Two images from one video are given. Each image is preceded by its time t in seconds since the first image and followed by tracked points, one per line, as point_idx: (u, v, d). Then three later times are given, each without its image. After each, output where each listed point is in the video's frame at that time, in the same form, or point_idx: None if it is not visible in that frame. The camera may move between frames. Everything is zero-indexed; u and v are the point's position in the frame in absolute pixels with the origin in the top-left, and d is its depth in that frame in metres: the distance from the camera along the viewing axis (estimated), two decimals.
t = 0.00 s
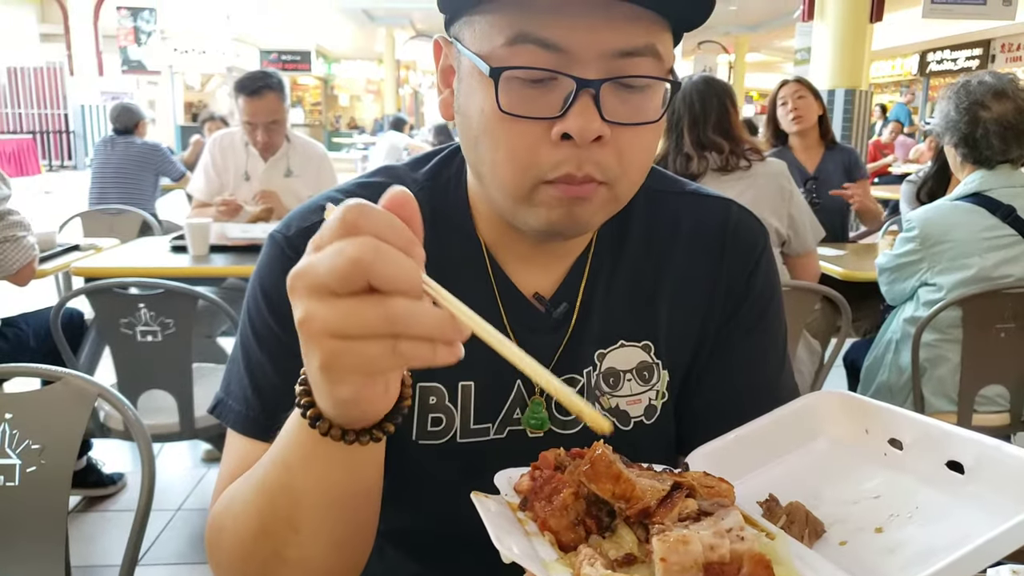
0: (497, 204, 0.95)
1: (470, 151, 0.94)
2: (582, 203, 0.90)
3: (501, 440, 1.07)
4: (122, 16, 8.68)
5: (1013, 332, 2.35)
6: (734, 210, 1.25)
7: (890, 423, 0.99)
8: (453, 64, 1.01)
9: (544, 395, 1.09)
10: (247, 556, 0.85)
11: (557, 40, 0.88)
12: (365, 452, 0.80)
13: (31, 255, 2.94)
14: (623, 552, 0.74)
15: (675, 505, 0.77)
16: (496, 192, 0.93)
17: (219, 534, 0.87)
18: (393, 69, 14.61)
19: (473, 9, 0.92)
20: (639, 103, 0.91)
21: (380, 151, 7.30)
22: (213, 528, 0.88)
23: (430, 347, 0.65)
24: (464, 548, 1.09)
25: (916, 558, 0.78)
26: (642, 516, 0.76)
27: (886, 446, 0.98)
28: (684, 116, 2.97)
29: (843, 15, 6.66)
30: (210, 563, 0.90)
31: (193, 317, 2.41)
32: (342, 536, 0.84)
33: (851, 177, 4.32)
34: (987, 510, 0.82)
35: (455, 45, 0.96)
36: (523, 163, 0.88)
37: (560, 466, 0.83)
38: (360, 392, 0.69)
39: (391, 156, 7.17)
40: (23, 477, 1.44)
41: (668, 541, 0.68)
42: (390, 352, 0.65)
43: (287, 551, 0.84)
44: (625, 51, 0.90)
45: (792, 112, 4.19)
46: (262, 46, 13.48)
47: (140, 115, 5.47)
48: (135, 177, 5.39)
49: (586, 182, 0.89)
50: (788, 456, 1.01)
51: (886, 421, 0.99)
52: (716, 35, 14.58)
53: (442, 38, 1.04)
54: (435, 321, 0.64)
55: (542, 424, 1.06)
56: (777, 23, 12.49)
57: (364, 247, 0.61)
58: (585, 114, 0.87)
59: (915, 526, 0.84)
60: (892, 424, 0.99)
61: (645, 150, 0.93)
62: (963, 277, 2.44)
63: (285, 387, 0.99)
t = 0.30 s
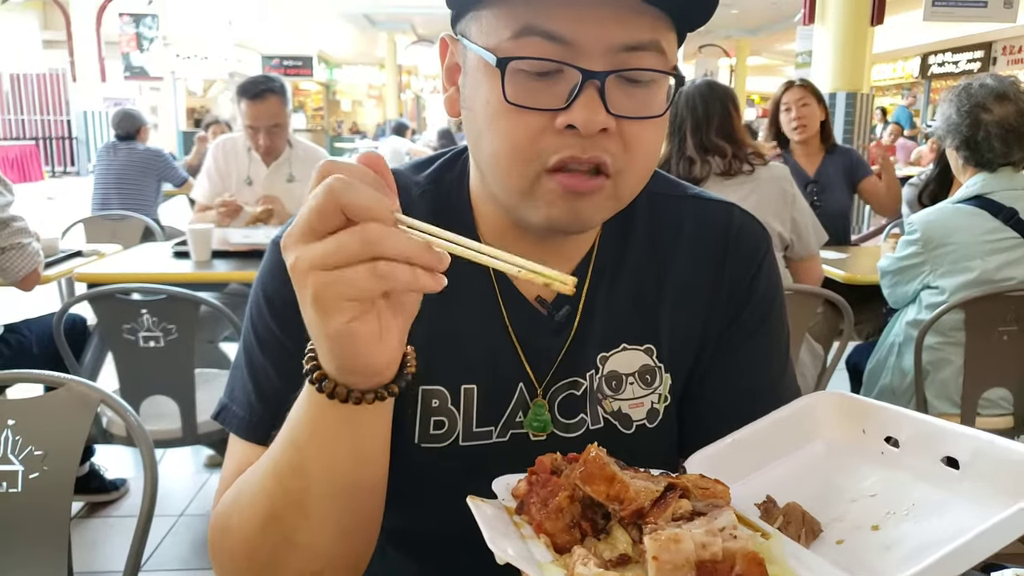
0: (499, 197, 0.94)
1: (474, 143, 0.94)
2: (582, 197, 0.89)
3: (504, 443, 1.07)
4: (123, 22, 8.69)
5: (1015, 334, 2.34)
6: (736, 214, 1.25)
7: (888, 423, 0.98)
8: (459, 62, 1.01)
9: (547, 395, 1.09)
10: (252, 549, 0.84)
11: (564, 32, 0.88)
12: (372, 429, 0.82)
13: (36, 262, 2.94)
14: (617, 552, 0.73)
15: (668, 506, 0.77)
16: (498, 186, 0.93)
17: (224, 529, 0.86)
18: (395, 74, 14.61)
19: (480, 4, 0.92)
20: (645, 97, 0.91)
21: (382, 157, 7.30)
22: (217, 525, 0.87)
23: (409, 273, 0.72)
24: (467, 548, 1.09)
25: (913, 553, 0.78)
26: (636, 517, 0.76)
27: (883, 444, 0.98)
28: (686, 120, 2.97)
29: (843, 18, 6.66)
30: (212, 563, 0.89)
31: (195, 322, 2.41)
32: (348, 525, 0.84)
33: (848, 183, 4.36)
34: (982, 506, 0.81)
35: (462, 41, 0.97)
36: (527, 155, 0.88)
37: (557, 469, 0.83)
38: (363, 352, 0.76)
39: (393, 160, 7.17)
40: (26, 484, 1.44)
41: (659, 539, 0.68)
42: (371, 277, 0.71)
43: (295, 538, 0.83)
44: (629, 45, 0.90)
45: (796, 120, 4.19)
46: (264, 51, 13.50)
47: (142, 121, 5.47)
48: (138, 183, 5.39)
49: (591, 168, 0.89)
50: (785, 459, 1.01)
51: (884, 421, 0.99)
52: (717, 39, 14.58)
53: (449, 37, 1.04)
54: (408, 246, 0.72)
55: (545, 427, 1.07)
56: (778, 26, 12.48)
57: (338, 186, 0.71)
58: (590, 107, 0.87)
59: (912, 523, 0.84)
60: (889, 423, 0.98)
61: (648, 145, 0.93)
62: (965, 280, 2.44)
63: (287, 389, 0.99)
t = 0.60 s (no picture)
0: (501, 201, 0.94)
1: (477, 145, 0.94)
2: (587, 199, 0.89)
3: (505, 450, 1.07)
4: (124, 26, 8.70)
5: (1016, 336, 2.34)
6: (737, 219, 1.25)
7: (890, 425, 0.99)
8: (461, 67, 1.01)
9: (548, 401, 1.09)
10: (257, 557, 0.84)
11: (569, 34, 0.88)
12: (384, 439, 0.80)
13: (35, 268, 2.94)
14: (622, 542, 0.73)
15: (673, 496, 0.76)
16: (500, 191, 0.93)
17: (229, 538, 0.87)
18: (396, 77, 14.61)
19: (483, 6, 0.92)
20: (649, 101, 0.91)
21: (382, 160, 7.31)
22: (222, 535, 0.88)
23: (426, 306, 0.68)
24: (470, 553, 1.09)
25: (916, 547, 0.78)
26: (641, 506, 0.76)
27: (886, 446, 0.99)
28: (688, 122, 2.97)
29: (844, 20, 6.67)
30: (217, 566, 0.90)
31: (197, 326, 2.41)
32: (356, 530, 0.83)
33: (849, 186, 4.37)
34: (986, 501, 0.83)
35: (465, 45, 0.97)
36: (531, 158, 0.88)
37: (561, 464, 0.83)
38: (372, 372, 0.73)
39: (394, 165, 7.17)
40: (27, 488, 1.44)
41: (663, 525, 0.68)
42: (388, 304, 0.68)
43: (301, 544, 0.83)
44: (634, 48, 0.90)
45: (799, 127, 4.18)
46: (265, 55, 13.52)
47: (143, 125, 5.48)
48: (139, 187, 5.40)
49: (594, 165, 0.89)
50: (789, 459, 1.01)
51: (886, 422, 1.00)
52: (717, 42, 14.59)
53: (451, 41, 1.04)
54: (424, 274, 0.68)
55: (547, 433, 1.06)
56: (777, 29, 12.49)
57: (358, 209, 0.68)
58: (595, 109, 0.87)
59: (915, 519, 0.84)
60: (892, 425, 0.99)
61: (653, 149, 0.93)
62: (966, 282, 2.44)
63: (289, 395, 0.99)
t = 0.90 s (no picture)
0: (497, 217, 0.95)
1: (471, 163, 0.95)
2: (580, 220, 0.90)
3: (506, 454, 1.07)
4: (125, 28, 8.70)
5: (1017, 339, 2.33)
6: (738, 222, 1.25)
7: (892, 430, 1.00)
8: (454, 77, 1.01)
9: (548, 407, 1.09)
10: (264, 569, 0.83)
11: (559, 56, 0.88)
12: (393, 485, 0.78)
13: (36, 268, 2.94)
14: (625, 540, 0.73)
15: (675, 495, 0.75)
16: (495, 205, 0.93)
17: (237, 550, 0.86)
18: (396, 79, 14.60)
19: (474, 23, 0.92)
20: (641, 118, 0.91)
21: (382, 162, 7.31)
22: (228, 549, 0.88)
23: (444, 412, 0.66)
24: (468, 563, 1.09)
25: (917, 551, 0.78)
26: (643, 505, 0.75)
27: (888, 451, 0.99)
28: (689, 124, 2.97)
29: (844, 22, 6.65)
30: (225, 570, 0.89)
31: (197, 329, 2.41)
32: (362, 551, 0.81)
33: (852, 187, 4.37)
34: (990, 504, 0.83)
35: (457, 58, 0.97)
36: (524, 183, 0.88)
37: (565, 464, 0.83)
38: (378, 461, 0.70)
39: (395, 166, 7.17)
40: (28, 491, 1.44)
41: (665, 522, 0.68)
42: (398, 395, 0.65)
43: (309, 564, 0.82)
44: (626, 67, 0.90)
45: (798, 133, 4.18)
46: (265, 57, 13.52)
47: (143, 127, 5.48)
48: (140, 189, 5.40)
49: (589, 200, 0.89)
50: (791, 466, 1.01)
51: (888, 427, 1.00)
52: (717, 44, 14.58)
53: (444, 51, 1.05)
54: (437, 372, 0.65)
55: (547, 439, 1.07)
56: (778, 31, 12.49)
57: (387, 291, 0.64)
58: (586, 132, 0.87)
59: (915, 523, 0.84)
60: (893, 430, 0.99)
61: (646, 167, 0.93)
62: (966, 284, 2.44)
63: (290, 397, 0.99)
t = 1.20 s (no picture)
0: (499, 211, 0.94)
1: (474, 153, 0.95)
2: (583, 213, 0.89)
3: (505, 454, 1.07)
4: (124, 30, 8.69)
5: (1017, 340, 2.33)
6: (737, 223, 1.25)
7: (896, 434, 1.00)
8: (459, 71, 1.02)
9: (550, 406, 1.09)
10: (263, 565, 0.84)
11: (566, 44, 0.88)
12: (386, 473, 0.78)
13: (41, 268, 2.94)
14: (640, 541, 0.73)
15: (690, 495, 0.76)
16: (498, 199, 0.93)
17: (236, 547, 0.86)
18: (396, 81, 14.59)
19: (482, 14, 0.92)
20: (647, 108, 0.92)
21: (382, 164, 7.30)
22: (227, 545, 0.88)
23: (500, 362, 0.66)
24: (470, 560, 1.09)
25: (930, 548, 0.78)
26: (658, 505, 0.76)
27: (892, 455, 1.00)
28: (689, 125, 2.98)
29: (843, 24, 6.66)
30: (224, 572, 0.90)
31: (197, 330, 2.41)
32: (358, 545, 0.81)
33: (852, 191, 4.38)
34: (999, 504, 0.84)
35: (462, 52, 0.97)
36: (527, 172, 0.88)
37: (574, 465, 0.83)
38: (409, 408, 0.67)
39: (395, 167, 7.17)
40: (27, 492, 1.45)
41: (685, 520, 0.68)
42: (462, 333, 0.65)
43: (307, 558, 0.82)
44: (632, 57, 0.90)
45: (798, 137, 4.18)
46: (265, 58, 13.52)
47: (143, 129, 5.48)
48: (139, 191, 5.40)
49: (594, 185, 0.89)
50: (794, 467, 1.01)
51: (892, 432, 1.01)
52: (716, 46, 14.57)
53: (448, 47, 1.05)
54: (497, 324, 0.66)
55: (546, 436, 1.07)
56: (778, 33, 12.50)
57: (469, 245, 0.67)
58: (593, 119, 0.87)
59: (924, 523, 0.84)
60: (897, 435, 1.00)
61: (651, 158, 0.94)
62: (965, 286, 2.44)
63: (287, 397, 0.99)
